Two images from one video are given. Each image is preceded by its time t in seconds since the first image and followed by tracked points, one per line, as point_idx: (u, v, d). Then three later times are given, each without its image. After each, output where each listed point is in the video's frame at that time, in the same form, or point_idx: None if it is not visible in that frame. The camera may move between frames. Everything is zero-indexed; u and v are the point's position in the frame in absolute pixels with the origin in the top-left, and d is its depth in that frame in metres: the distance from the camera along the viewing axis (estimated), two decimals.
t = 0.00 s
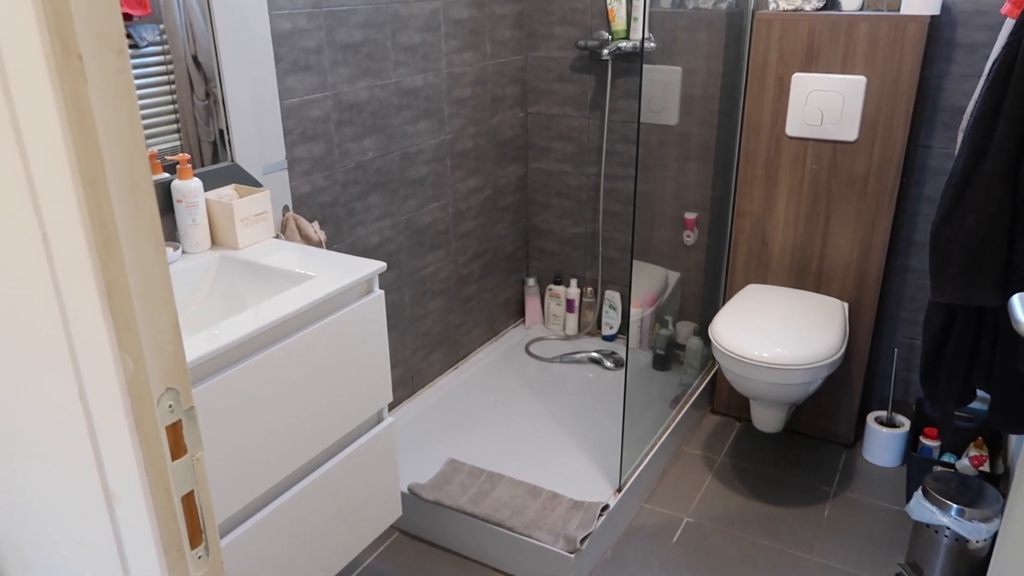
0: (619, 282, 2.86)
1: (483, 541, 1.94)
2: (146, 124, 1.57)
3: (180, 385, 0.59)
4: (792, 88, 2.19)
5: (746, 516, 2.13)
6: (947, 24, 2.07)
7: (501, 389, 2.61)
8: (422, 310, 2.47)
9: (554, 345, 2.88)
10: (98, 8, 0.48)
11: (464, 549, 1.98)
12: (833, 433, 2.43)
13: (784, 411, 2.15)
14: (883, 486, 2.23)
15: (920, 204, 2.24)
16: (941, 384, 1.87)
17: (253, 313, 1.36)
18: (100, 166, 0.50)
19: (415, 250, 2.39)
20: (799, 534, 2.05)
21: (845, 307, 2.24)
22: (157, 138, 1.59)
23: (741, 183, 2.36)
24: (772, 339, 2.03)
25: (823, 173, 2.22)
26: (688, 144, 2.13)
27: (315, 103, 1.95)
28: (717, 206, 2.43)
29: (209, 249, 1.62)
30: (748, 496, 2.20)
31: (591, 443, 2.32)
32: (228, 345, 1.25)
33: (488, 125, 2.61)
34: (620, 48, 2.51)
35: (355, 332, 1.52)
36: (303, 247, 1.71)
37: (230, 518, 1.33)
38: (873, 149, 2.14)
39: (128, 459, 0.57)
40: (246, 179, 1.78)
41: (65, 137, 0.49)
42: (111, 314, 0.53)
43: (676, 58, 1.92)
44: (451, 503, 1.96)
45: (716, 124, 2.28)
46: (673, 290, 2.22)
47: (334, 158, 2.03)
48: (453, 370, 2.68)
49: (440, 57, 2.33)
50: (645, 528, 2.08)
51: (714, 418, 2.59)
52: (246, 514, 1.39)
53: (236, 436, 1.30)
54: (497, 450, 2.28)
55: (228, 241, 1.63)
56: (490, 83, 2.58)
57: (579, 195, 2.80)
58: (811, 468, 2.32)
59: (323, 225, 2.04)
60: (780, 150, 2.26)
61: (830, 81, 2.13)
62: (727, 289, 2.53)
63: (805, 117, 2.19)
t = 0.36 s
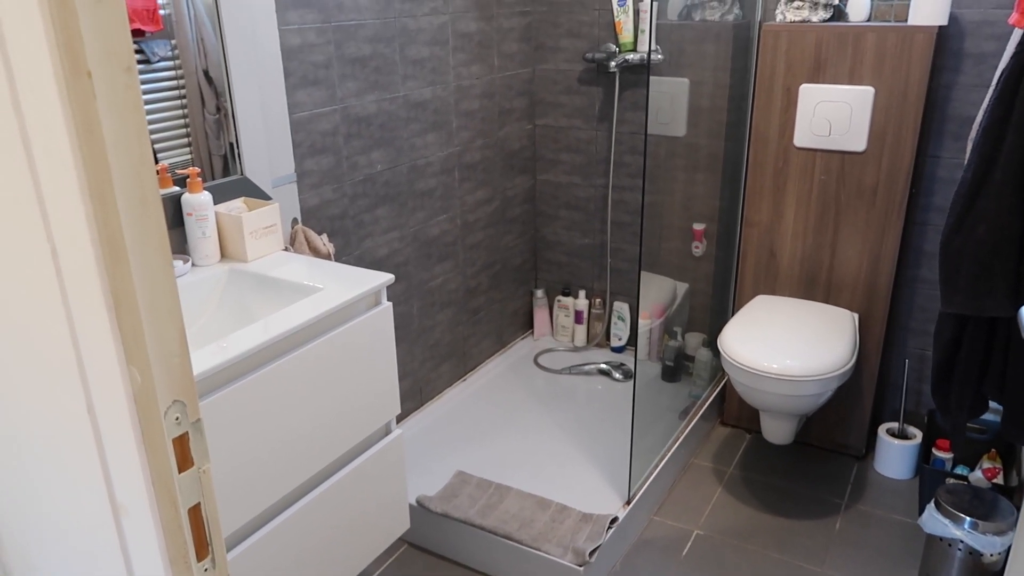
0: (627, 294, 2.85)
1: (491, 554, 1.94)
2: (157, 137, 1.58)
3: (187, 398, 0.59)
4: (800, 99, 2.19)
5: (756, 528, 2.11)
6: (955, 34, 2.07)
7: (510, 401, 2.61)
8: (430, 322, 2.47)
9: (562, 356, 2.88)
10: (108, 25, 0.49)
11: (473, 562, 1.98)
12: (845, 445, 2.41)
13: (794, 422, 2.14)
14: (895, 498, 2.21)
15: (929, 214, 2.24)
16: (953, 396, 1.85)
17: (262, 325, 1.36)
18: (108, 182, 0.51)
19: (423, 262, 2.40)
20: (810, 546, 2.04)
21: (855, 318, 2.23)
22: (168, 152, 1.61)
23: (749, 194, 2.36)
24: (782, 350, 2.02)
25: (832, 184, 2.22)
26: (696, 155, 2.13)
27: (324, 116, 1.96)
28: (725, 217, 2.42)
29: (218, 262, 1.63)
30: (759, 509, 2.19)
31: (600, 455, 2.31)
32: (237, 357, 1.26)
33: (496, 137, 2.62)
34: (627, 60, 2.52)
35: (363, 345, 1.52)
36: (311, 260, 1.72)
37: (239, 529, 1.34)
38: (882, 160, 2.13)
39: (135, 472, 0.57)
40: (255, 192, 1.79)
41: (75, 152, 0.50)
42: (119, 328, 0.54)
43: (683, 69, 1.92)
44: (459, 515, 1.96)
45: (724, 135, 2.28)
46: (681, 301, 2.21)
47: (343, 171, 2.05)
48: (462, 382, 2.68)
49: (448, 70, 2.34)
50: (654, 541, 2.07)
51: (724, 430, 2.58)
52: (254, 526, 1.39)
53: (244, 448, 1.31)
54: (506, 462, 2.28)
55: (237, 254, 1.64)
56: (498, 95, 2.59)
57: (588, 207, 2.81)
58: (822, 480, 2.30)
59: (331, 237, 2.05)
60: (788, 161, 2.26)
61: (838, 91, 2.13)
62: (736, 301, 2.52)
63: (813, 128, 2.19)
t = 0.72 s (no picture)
0: (629, 304, 2.85)
1: (491, 564, 1.93)
2: (160, 147, 1.59)
3: (188, 408, 0.60)
4: (801, 110, 2.20)
5: (758, 540, 2.11)
6: (956, 47, 2.08)
7: (511, 411, 2.61)
8: (431, 331, 2.47)
9: (563, 366, 2.88)
10: (114, 38, 0.49)
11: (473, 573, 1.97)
12: (846, 456, 2.40)
13: (795, 434, 2.14)
14: (897, 510, 2.21)
15: (931, 225, 2.24)
16: (954, 408, 1.85)
17: (263, 334, 1.37)
18: (112, 194, 0.51)
19: (425, 271, 2.40)
20: (812, 558, 2.03)
21: (857, 329, 2.23)
22: (171, 161, 1.61)
23: (750, 205, 2.36)
24: (783, 361, 2.02)
25: (833, 195, 2.22)
26: (698, 166, 2.13)
27: (326, 127, 1.97)
28: (727, 228, 2.43)
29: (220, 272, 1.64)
30: (760, 520, 2.18)
31: (601, 465, 2.31)
32: (238, 366, 1.26)
33: (498, 147, 2.63)
34: (628, 72, 2.53)
35: (364, 354, 1.53)
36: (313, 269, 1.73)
37: (239, 539, 1.34)
38: (883, 171, 2.14)
39: (135, 483, 0.58)
40: (257, 202, 1.80)
41: (79, 165, 0.50)
42: (121, 338, 0.54)
43: (685, 80, 1.93)
44: (459, 526, 1.96)
45: (725, 146, 2.29)
46: (683, 311, 2.21)
47: (346, 181, 2.05)
48: (463, 392, 2.68)
49: (450, 81, 2.35)
50: (656, 552, 2.07)
51: (725, 441, 2.57)
52: (254, 535, 1.39)
53: (245, 457, 1.31)
54: (507, 473, 2.27)
55: (239, 264, 1.64)
56: (501, 106, 2.60)
57: (589, 217, 2.81)
58: (824, 492, 2.30)
59: (333, 247, 2.06)
60: (789, 172, 2.26)
61: (839, 103, 2.13)
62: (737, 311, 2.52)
63: (814, 140, 2.20)
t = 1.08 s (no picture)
0: (621, 310, 2.86)
1: (482, 571, 1.93)
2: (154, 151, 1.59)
3: (180, 412, 0.60)
4: (794, 119, 2.21)
5: (748, 547, 2.11)
6: (947, 57, 2.10)
7: (503, 417, 2.60)
8: (424, 336, 2.47)
9: (556, 372, 2.88)
10: (109, 41, 0.49)
11: None
12: (837, 463, 2.41)
13: (786, 441, 2.14)
14: (888, 518, 2.21)
15: (922, 234, 2.25)
16: (944, 416, 1.86)
17: (256, 339, 1.36)
18: (105, 197, 0.51)
19: (418, 277, 2.40)
20: (802, 566, 2.04)
21: (848, 337, 2.24)
22: (164, 165, 1.61)
23: (743, 213, 2.37)
24: (775, 369, 2.03)
25: (825, 204, 2.23)
26: (691, 174, 2.14)
27: (321, 131, 1.97)
28: (719, 236, 2.43)
29: (212, 275, 1.63)
30: (751, 527, 2.19)
31: (593, 472, 2.31)
32: (230, 370, 1.26)
33: (492, 153, 2.63)
34: (623, 79, 2.54)
35: (356, 359, 1.52)
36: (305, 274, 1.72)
37: (228, 544, 1.33)
38: (875, 180, 2.15)
39: (125, 487, 0.57)
40: (250, 206, 1.79)
41: (73, 169, 0.50)
42: (113, 342, 0.54)
43: (679, 88, 1.93)
44: (451, 532, 1.95)
45: (718, 154, 2.30)
46: (675, 318, 2.21)
47: (339, 185, 2.05)
48: (455, 397, 2.67)
49: (445, 87, 2.36)
50: (647, 559, 2.06)
51: (717, 447, 2.58)
52: (244, 541, 1.38)
53: (236, 461, 1.30)
54: (499, 479, 2.27)
55: (231, 268, 1.64)
56: (495, 112, 2.60)
57: (583, 223, 2.82)
58: (814, 499, 2.30)
59: (326, 251, 2.05)
60: (782, 180, 2.28)
61: (831, 112, 2.15)
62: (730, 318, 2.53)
63: (807, 149, 2.21)
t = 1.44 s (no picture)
0: (612, 314, 2.86)
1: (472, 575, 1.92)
2: (144, 153, 1.58)
3: (163, 419, 0.60)
4: (784, 123, 2.22)
5: (738, 550, 2.11)
6: (936, 63, 2.11)
7: (493, 421, 2.60)
8: (414, 340, 2.47)
9: (546, 376, 2.88)
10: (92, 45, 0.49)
11: None
12: (827, 467, 2.42)
13: (776, 444, 2.15)
14: (877, 521, 2.22)
15: (910, 239, 2.26)
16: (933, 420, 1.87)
17: (244, 342, 1.36)
18: (88, 204, 0.51)
19: (408, 280, 2.40)
20: (792, 569, 2.04)
21: (838, 341, 2.25)
22: (154, 167, 1.60)
23: (733, 217, 2.38)
24: (765, 373, 2.03)
25: (815, 209, 2.24)
26: (682, 178, 2.15)
27: (311, 135, 1.97)
28: (710, 240, 2.44)
29: (201, 279, 1.62)
30: (741, 531, 2.19)
31: (583, 476, 2.31)
32: (220, 374, 1.25)
33: (483, 157, 2.63)
34: (614, 83, 2.55)
35: (345, 364, 1.52)
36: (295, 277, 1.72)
37: (216, 549, 1.32)
38: (864, 185, 2.16)
39: (108, 494, 0.57)
40: (240, 209, 1.79)
41: (55, 176, 0.50)
42: (95, 350, 0.54)
43: (669, 93, 1.94)
44: (440, 536, 1.95)
45: (709, 158, 2.30)
46: (666, 322, 2.22)
47: (330, 189, 2.05)
48: (446, 401, 2.67)
49: (436, 90, 2.36)
50: (637, 562, 2.06)
51: (707, 451, 2.58)
52: (231, 546, 1.37)
53: (224, 466, 1.29)
54: (489, 483, 2.27)
55: (220, 272, 1.63)
56: (486, 116, 2.61)
57: (574, 227, 2.82)
58: (804, 502, 2.31)
59: (316, 255, 2.05)
60: (772, 185, 2.28)
61: (821, 117, 2.15)
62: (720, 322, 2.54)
63: (797, 153, 2.22)
